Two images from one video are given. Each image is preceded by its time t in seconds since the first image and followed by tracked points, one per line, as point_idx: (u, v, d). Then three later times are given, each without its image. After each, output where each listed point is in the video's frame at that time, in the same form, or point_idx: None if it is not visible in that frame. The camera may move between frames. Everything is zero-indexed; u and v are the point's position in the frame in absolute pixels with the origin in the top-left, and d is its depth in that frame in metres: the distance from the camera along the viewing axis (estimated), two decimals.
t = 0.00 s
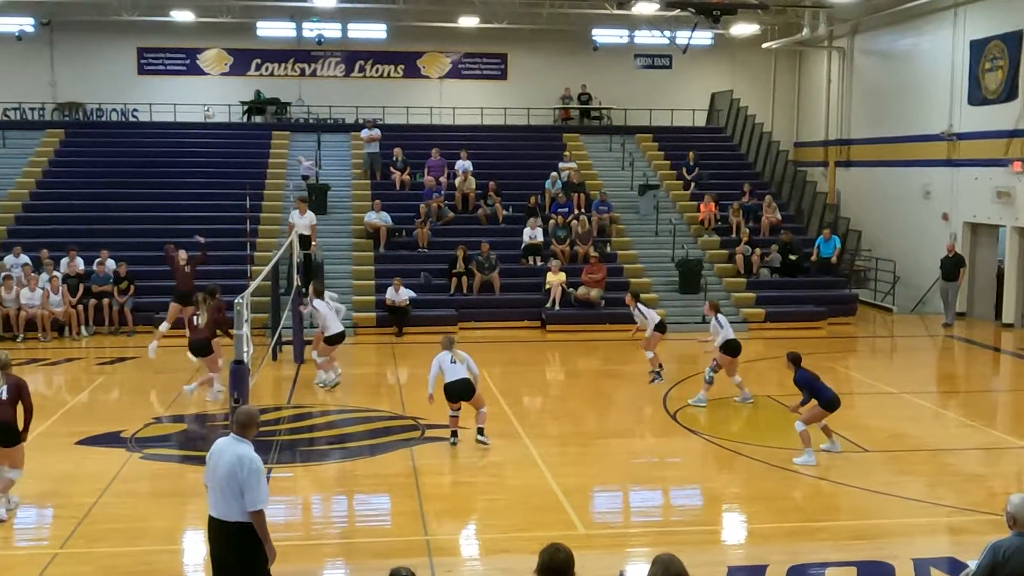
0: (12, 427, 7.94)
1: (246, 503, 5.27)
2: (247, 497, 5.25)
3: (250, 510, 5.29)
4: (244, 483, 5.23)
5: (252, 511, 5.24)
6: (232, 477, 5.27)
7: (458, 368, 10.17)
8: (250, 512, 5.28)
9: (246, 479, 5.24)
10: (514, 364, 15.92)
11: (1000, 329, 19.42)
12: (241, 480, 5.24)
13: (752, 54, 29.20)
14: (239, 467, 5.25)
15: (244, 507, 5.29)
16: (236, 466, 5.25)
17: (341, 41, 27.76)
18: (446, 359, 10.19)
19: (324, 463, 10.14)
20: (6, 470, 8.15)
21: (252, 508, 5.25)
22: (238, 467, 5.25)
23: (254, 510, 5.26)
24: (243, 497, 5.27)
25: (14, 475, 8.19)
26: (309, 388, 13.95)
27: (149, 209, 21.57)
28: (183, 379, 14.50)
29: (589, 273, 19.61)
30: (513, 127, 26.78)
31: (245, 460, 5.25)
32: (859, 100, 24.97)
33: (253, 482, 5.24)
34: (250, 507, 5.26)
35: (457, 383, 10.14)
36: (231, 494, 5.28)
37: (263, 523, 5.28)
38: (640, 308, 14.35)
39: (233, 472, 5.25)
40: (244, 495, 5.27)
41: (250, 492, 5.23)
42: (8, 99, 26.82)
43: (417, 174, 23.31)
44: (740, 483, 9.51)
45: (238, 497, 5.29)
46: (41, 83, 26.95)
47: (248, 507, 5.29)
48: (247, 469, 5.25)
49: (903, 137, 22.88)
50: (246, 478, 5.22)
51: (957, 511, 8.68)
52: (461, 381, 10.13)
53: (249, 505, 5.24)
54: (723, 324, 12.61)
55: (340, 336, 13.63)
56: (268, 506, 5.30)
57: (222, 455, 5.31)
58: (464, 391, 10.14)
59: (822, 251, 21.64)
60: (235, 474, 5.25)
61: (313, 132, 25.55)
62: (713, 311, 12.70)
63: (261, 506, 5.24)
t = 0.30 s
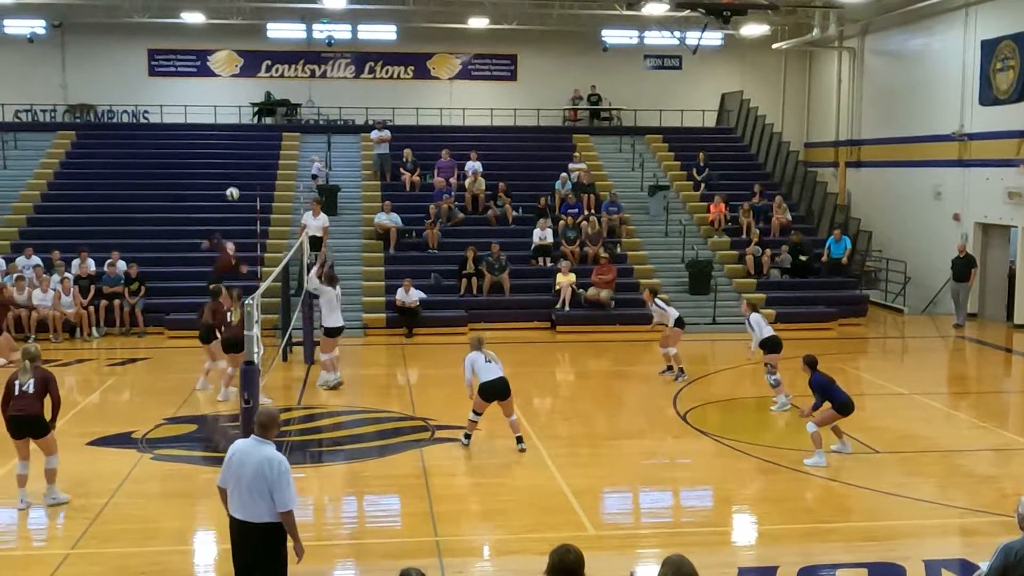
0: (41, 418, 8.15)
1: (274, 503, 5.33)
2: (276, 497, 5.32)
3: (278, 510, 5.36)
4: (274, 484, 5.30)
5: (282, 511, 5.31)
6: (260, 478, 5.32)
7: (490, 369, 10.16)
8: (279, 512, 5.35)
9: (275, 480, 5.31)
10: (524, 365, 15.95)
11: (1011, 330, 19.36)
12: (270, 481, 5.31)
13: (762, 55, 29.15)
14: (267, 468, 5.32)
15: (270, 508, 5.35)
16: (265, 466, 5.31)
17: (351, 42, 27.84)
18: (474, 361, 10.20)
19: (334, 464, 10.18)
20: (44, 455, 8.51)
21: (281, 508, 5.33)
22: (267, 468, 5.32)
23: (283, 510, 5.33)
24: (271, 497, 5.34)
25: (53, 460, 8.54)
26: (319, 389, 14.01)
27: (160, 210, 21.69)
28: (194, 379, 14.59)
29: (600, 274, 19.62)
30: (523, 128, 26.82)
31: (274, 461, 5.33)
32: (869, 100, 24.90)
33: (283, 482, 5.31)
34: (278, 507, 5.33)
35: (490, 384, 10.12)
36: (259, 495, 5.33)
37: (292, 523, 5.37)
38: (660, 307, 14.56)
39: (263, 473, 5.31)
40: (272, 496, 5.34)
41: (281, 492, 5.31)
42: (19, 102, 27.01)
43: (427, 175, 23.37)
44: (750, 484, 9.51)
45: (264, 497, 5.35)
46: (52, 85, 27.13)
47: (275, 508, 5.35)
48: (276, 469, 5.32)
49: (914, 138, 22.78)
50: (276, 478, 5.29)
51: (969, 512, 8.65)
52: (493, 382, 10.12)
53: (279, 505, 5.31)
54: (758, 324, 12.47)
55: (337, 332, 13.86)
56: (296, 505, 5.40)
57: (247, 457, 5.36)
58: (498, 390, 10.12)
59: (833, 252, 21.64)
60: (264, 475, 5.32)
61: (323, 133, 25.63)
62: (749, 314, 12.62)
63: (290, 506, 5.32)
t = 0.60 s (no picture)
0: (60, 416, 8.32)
1: (286, 504, 5.36)
2: (288, 498, 5.35)
3: (289, 512, 5.39)
4: (287, 485, 5.34)
5: (295, 512, 5.35)
6: (273, 479, 5.34)
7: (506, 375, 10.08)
8: (290, 513, 5.39)
9: (288, 481, 5.34)
10: (524, 365, 15.96)
11: (1011, 329, 19.36)
12: (283, 482, 5.34)
13: (761, 54, 29.17)
14: (281, 469, 5.35)
15: (281, 509, 5.37)
16: (279, 467, 5.35)
17: (350, 43, 27.84)
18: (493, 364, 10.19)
19: (334, 464, 10.19)
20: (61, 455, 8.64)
21: (293, 510, 5.36)
22: (281, 469, 5.35)
23: (296, 511, 5.37)
24: (283, 498, 5.37)
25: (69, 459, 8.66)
26: (319, 389, 14.02)
27: (159, 210, 21.70)
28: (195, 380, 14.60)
29: (600, 274, 19.60)
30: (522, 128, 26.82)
31: (287, 462, 5.37)
32: (869, 100, 24.91)
33: (296, 483, 5.36)
34: (290, 509, 5.36)
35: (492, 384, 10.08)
36: (271, 496, 5.35)
37: (304, 523, 5.41)
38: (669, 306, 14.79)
39: (275, 474, 5.34)
40: (284, 497, 5.37)
41: (294, 494, 5.35)
42: (19, 102, 27.01)
43: (427, 176, 23.37)
44: (750, 484, 9.50)
45: (276, 499, 5.37)
46: (52, 86, 27.14)
47: (286, 510, 5.38)
48: (289, 471, 5.36)
49: (914, 137, 22.78)
50: (290, 479, 5.33)
51: (969, 511, 8.66)
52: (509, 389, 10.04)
53: (291, 506, 5.35)
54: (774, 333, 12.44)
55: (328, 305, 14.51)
56: (308, 507, 5.44)
57: (258, 459, 5.37)
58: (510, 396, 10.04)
59: (832, 251, 21.61)
60: (276, 477, 5.34)
61: (322, 134, 25.61)
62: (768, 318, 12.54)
63: (303, 507, 5.38)
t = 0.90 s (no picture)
0: (72, 413, 8.35)
1: (288, 505, 5.35)
2: (291, 500, 5.34)
3: (290, 513, 5.38)
4: (290, 486, 5.33)
5: (297, 514, 5.33)
6: (277, 480, 5.34)
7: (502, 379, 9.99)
8: (292, 515, 5.37)
9: (291, 482, 5.34)
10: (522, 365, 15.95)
11: (1008, 329, 19.39)
12: (286, 483, 5.33)
13: (759, 54, 29.19)
14: (285, 469, 5.35)
15: (282, 511, 5.36)
16: (282, 468, 5.34)
17: (348, 43, 27.83)
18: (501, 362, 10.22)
19: (332, 465, 10.18)
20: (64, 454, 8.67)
21: (295, 511, 5.35)
22: (284, 469, 5.35)
23: (297, 513, 5.36)
24: (285, 499, 5.35)
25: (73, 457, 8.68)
26: (317, 389, 14.02)
27: (157, 210, 21.68)
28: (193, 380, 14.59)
29: (597, 274, 19.57)
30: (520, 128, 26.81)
31: (291, 463, 5.36)
32: (866, 99, 24.92)
33: (299, 484, 5.35)
34: (292, 510, 5.35)
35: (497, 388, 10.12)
36: (273, 497, 5.34)
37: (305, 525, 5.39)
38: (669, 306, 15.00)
39: (278, 474, 5.33)
40: (286, 498, 5.36)
41: (296, 495, 5.34)
42: (17, 103, 26.98)
43: (425, 176, 23.36)
44: (748, 484, 9.50)
45: (278, 500, 5.35)
46: (50, 86, 27.11)
47: (288, 511, 5.37)
48: (293, 471, 5.36)
49: (912, 137, 22.79)
50: (292, 479, 5.32)
51: (967, 511, 8.66)
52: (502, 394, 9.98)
53: (294, 508, 5.34)
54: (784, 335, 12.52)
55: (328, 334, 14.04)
56: (309, 508, 5.42)
57: (261, 459, 5.37)
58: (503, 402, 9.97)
59: (830, 251, 21.62)
60: (279, 478, 5.34)
61: (320, 134, 25.60)
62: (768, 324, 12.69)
63: (305, 509, 5.36)
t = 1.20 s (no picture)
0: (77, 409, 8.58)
1: (281, 506, 5.32)
2: (283, 500, 5.31)
3: (283, 514, 5.35)
4: (284, 486, 5.30)
5: (289, 514, 5.31)
6: (270, 479, 5.31)
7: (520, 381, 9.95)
8: (284, 515, 5.34)
9: (285, 483, 5.31)
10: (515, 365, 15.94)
11: (999, 328, 19.47)
12: (280, 483, 5.30)
13: (751, 54, 29.24)
14: (278, 469, 5.32)
15: (275, 510, 5.34)
16: (276, 468, 5.31)
17: (341, 42, 27.78)
18: (526, 353, 10.08)
19: (325, 464, 10.15)
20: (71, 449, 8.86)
21: (288, 512, 5.32)
22: (278, 469, 5.32)
23: (290, 513, 5.33)
24: (278, 500, 5.33)
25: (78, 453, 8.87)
26: (309, 389, 13.99)
27: (149, 210, 21.60)
28: (184, 380, 14.55)
29: (590, 274, 19.61)
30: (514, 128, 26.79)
31: (286, 463, 5.33)
32: (858, 100, 25.00)
33: (292, 485, 5.32)
34: (285, 511, 5.32)
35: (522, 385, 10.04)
36: (265, 497, 5.31)
37: (296, 526, 5.36)
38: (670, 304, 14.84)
39: (272, 474, 5.31)
40: (278, 498, 5.33)
41: (289, 495, 5.31)
42: (8, 102, 26.85)
43: (417, 176, 23.33)
44: (740, 483, 9.51)
45: (271, 500, 5.33)
46: (41, 86, 26.99)
47: (280, 511, 5.34)
48: (287, 472, 5.33)
49: (903, 138, 22.87)
50: (286, 479, 5.30)
51: (957, 510, 8.68)
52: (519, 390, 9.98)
53: (286, 508, 5.31)
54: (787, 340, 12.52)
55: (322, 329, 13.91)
56: (302, 509, 5.40)
57: (256, 458, 5.34)
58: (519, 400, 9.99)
59: (822, 251, 21.74)
60: (273, 478, 5.31)
61: (312, 133, 25.54)
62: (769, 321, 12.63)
63: (298, 510, 5.34)
